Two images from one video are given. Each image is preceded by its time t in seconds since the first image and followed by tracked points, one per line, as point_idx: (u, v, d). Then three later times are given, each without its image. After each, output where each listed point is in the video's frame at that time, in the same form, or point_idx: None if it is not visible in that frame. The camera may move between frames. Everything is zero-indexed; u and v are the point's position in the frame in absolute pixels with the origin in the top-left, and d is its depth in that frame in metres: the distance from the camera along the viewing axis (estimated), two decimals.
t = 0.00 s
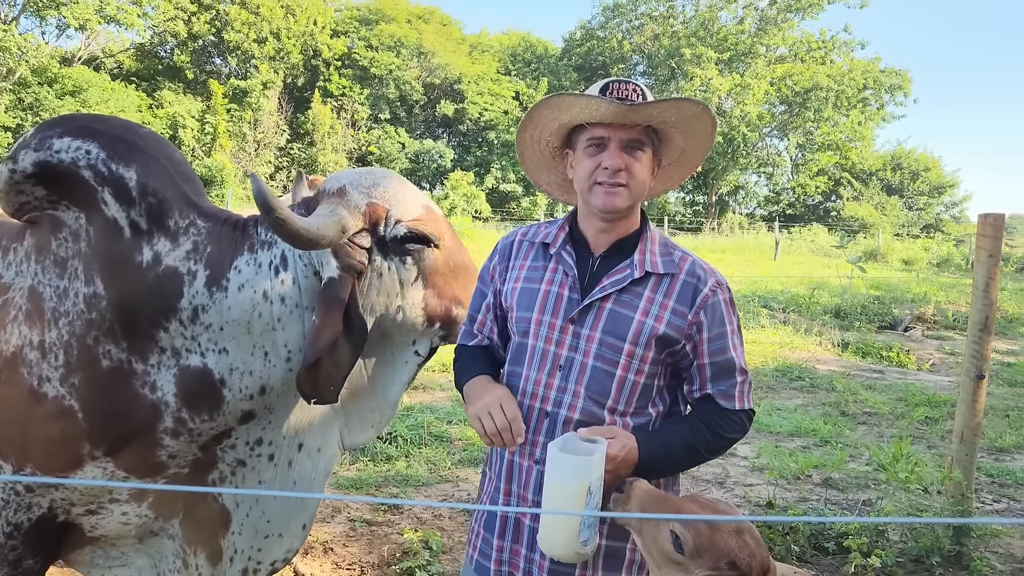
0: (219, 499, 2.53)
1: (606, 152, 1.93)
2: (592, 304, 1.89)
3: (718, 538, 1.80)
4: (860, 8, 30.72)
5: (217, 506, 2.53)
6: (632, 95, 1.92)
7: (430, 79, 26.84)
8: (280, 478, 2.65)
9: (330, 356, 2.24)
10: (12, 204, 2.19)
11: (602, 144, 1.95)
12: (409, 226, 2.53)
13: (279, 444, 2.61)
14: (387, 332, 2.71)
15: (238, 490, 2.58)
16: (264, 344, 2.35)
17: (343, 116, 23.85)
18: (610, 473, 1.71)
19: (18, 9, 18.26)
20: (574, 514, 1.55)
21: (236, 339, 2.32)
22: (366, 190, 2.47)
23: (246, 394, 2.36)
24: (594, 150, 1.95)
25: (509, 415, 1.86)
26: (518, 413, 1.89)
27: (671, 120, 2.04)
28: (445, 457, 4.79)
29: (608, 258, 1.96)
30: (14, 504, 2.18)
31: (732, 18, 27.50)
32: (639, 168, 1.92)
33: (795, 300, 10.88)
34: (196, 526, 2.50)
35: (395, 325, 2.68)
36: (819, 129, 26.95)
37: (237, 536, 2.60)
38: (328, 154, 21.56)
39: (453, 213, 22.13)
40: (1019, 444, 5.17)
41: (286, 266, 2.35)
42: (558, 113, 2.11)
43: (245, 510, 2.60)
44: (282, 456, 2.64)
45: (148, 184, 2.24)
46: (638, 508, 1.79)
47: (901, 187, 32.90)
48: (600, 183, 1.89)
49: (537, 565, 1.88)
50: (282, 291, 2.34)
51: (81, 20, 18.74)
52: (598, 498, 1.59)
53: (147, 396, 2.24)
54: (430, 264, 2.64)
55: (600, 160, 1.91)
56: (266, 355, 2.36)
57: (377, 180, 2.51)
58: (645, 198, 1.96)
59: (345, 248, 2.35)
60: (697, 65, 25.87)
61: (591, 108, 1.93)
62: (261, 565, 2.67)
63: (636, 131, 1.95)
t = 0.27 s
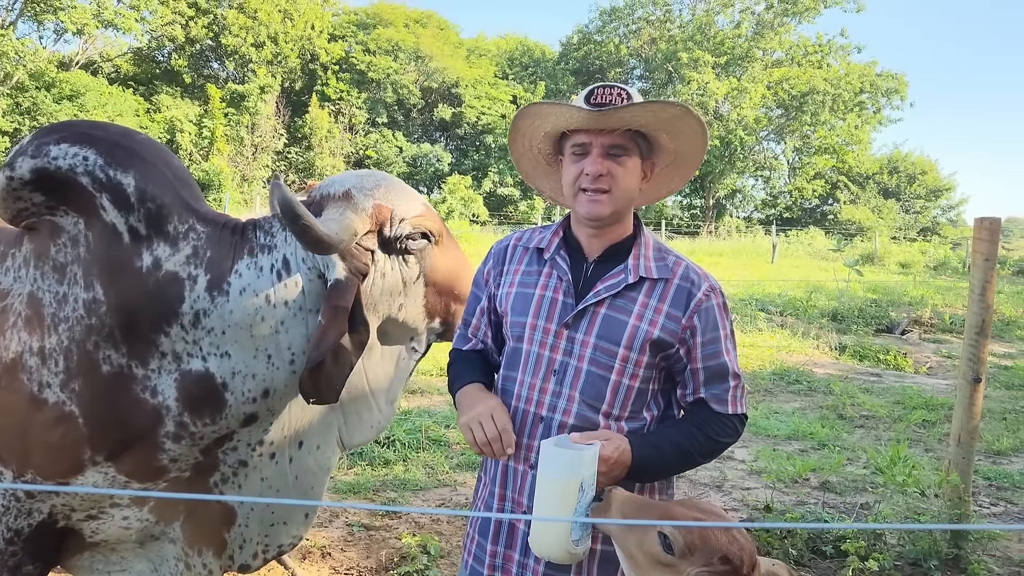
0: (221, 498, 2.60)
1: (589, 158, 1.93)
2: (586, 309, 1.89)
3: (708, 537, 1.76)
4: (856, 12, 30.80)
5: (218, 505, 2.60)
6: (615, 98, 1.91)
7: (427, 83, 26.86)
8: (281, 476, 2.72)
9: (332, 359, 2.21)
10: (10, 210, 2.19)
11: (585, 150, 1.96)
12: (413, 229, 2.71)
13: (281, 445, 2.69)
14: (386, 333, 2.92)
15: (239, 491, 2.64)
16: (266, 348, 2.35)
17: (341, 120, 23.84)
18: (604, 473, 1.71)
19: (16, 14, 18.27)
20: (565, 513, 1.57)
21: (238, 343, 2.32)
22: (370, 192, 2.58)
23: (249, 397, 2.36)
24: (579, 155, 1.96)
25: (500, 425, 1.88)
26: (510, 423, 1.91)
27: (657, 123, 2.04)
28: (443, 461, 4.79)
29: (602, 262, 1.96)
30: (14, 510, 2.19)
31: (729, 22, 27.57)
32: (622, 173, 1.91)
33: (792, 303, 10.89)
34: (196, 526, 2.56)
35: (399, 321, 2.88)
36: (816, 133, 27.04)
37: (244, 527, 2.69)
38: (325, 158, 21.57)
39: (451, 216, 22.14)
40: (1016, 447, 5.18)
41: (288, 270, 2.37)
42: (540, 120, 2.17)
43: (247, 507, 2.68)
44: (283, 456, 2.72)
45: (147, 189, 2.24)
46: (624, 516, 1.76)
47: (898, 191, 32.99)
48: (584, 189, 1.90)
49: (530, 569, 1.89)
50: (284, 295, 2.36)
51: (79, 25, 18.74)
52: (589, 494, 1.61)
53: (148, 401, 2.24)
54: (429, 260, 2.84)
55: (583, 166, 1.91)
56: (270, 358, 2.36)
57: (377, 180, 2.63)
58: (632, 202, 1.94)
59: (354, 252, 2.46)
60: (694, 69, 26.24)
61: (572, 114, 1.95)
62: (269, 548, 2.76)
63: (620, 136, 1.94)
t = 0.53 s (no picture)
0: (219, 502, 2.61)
1: (571, 164, 1.95)
2: (582, 312, 1.89)
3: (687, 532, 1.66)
4: (852, 15, 30.83)
5: (216, 508, 2.61)
6: (596, 103, 1.92)
7: (425, 86, 26.87)
8: (279, 479, 2.74)
9: (330, 357, 2.21)
10: (6, 216, 2.18)
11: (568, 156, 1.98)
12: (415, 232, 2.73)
13: (280, 448, 2.72)
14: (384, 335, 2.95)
15: (237, 493, 2.65)
16: (268, 351, 2.37)
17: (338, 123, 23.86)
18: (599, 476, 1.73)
19: (13, 17, 18.25)
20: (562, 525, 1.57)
21: (240, 346, 2.34)
22: (376, 199, 2.59)
23: (251, 399, 2.39)
24: (562, 163, 1.99)
25: (481, 421, 1.88)
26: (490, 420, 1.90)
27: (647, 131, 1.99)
28: (440, 464, 4.79)
29: (597, 265, 1.97)
30: (13, 513, 2.16)
31: (726, 24, 27.58)
32: (601, 180, 1.91)
33: (790, 306, 10.90)
34: (195, 529, 2.57)
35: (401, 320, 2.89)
36: (813, 135, 27.07)
37: (239, 536, 2.71)
38: (323, 161, 21.57)
39: (449, 219, 22.14)
40: (1013, 449, 5.18)
41: (291, 274, 2.39)
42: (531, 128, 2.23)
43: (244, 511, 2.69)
44: (282, 458, 2.73)
45: (145, 197, 2.23)
46: (613, 502, 1.68)
47: (895, 193, 33.05)
48: (566, 196, 1.93)
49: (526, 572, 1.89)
50: (286, 298, 2.37)
51: (76, 28, 18.72)
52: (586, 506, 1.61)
53: (148, 405, 2.24)
54: (430, 262, 2.86)
55: (564, 173, 1.94)
56: (272, 361, 2.38)
57: (380, 185, 2.62)
58: (615, 209, 1.93)
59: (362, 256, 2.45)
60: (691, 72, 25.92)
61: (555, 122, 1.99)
62: (264, 561, 2.80)
63: (603, 143, 1.94)
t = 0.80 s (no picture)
0: (217, 504, 2.61)
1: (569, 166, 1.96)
2: (577, 311, 1.89)
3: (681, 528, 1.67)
4: (849, 16, 30.87)
5: (215, 512, 2.60)
6: (593, 106, 1.92)
7: (423, 88, 26.89)
8: (277, 481, 2.73)
9: (325, 353, 2.20)
10: (4, 218, 2.17)
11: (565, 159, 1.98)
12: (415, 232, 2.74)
13: (280, 450, 2.71)
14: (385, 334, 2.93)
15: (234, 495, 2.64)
16: (268, 351, 2.37)
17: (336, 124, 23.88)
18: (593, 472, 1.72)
19: (10, 19, 18.27)
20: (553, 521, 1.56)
21: (240, 347, 2.33)
22: (374, 198, 2.60)
23: (251, 400, 2.38)
24: (558, 165, 1.99)
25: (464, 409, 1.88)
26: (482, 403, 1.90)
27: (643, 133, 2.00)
28: (438, 465, 4.78)
29: (593, 265, 1.98)
30: (11, 515, 2.15)
31: (723, 26, 27.64)
32: (597, 181, 1.92)
33: (788, 307, 10.90)
34: (192, 531, 2.56)
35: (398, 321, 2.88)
36: (810, 137, 27.12)
37: (234, 540, 2.69)
38: (321, 163, 21.59)
39: (446, 221, 22.14)
40: (1010, 450, 5.18)
41: (291, 275, 2.39)
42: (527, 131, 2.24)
43: (242, 514, 2.67)
44: (280, 460, 2.72)
45: (143, 199, 2.22)
46: (607, 498, 1.68)
47: (892, 195, 33.10)
48: (563, 199, 1.93)
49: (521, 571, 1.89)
50: (287, 300, 2.37)
51: (74, 29, 18.73)
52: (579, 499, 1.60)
53: (147, 406, 2.23)
54: (428, 261, 2.86)
55: (561, 175, 1.94)
56: (272, 361, 2.37)
57: (378, 185, 2.64)
58: (612, 209, 1.95)
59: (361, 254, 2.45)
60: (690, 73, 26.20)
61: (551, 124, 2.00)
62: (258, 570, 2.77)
63: (601, 145, 1.95)
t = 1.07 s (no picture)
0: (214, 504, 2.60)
1: (571, 167, 1.97)
2: (575, 310, 1.89)
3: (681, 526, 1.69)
4: (845, 18, 30.95)
5: (211, 512, 2.60)
6: (593, 105, 1.93)
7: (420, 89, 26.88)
8: (273, 479, 2.72)
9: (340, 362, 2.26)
10: None
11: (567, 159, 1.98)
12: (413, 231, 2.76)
13: (274, 449, 2.70)
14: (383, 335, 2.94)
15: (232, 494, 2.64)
16: (265, 352, 2.38)
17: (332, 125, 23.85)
18: (587, 466, 1.72)
19: (6, 19, 18.22)
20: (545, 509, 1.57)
21: (237, 348, 2.33)
22: (373, 200, 2.62)
23: (248, 401, 2.39)
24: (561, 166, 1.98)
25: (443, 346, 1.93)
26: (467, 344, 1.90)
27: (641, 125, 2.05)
28: (434, 466, 4.78)
29: (590, 265, 1.98)
30: (7, 517, 2.15)
31: (719, 28, 27.70)
32: (606, 178, 1.94)
33: (784, 308, 10.91)
34: (189, 532, 2.55)
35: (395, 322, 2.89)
36: (806, 139, 27.17)
37: (234, 536, 2.71)
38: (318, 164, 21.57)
39: (443, 222, 22.13)
40: (1006, 450, 5.20)
41: (288, 276, 2.40)
42: (522, 134, 2.22)
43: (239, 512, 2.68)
44: (276, 459, 2.72)
45: (138, 201, 2.21)
46: (607, 500, 1.71)
47: (888, 196, 33.17)
48: (569, 198, 1.92)
49: (517, 569, 1.89)
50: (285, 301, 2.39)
51: (70, 30, 18.69)
52: (572, 488, 1.60)
53: (144, 408, 2.23)
54: (425, 261, 2.89)
55: (566, 174, 1.94)
56: (270, 362, 2.39)
57: (376, 186, 2.65)
58: (616, 206, 1.97)
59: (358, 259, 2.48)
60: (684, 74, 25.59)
61: (550, 127, 2.00)
62: (257, 561, 2.80)
63: (602, 143, 1.97)
